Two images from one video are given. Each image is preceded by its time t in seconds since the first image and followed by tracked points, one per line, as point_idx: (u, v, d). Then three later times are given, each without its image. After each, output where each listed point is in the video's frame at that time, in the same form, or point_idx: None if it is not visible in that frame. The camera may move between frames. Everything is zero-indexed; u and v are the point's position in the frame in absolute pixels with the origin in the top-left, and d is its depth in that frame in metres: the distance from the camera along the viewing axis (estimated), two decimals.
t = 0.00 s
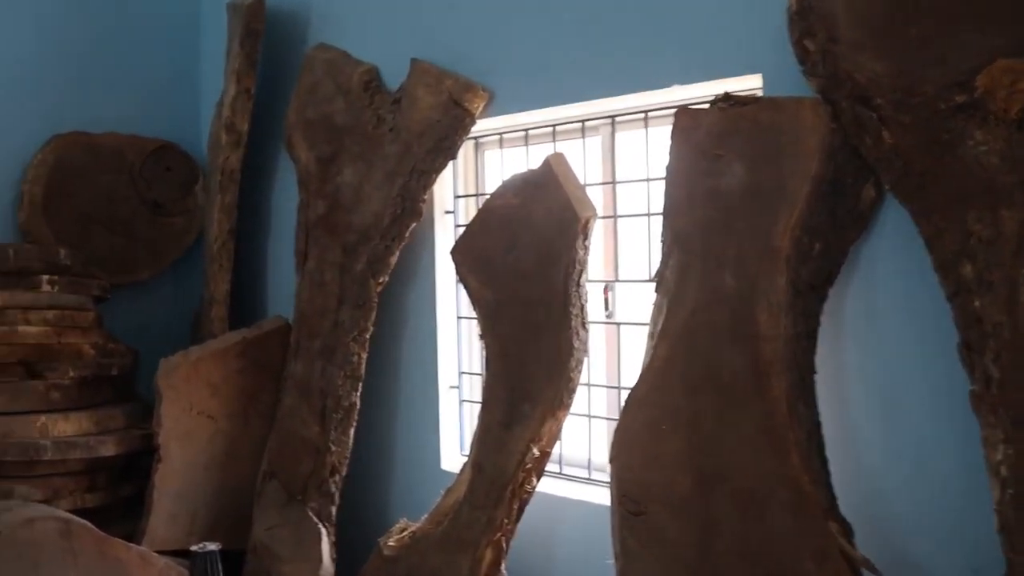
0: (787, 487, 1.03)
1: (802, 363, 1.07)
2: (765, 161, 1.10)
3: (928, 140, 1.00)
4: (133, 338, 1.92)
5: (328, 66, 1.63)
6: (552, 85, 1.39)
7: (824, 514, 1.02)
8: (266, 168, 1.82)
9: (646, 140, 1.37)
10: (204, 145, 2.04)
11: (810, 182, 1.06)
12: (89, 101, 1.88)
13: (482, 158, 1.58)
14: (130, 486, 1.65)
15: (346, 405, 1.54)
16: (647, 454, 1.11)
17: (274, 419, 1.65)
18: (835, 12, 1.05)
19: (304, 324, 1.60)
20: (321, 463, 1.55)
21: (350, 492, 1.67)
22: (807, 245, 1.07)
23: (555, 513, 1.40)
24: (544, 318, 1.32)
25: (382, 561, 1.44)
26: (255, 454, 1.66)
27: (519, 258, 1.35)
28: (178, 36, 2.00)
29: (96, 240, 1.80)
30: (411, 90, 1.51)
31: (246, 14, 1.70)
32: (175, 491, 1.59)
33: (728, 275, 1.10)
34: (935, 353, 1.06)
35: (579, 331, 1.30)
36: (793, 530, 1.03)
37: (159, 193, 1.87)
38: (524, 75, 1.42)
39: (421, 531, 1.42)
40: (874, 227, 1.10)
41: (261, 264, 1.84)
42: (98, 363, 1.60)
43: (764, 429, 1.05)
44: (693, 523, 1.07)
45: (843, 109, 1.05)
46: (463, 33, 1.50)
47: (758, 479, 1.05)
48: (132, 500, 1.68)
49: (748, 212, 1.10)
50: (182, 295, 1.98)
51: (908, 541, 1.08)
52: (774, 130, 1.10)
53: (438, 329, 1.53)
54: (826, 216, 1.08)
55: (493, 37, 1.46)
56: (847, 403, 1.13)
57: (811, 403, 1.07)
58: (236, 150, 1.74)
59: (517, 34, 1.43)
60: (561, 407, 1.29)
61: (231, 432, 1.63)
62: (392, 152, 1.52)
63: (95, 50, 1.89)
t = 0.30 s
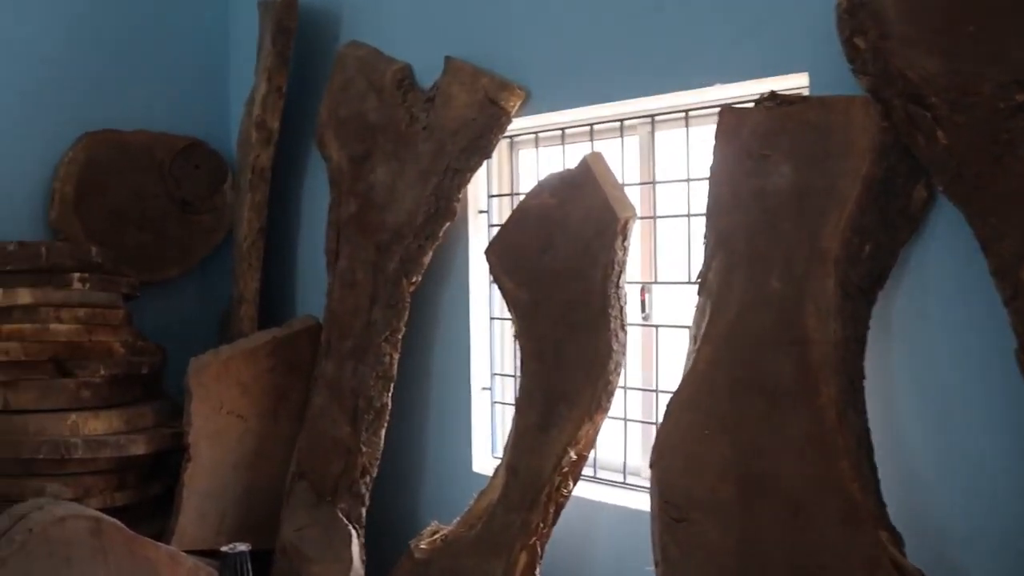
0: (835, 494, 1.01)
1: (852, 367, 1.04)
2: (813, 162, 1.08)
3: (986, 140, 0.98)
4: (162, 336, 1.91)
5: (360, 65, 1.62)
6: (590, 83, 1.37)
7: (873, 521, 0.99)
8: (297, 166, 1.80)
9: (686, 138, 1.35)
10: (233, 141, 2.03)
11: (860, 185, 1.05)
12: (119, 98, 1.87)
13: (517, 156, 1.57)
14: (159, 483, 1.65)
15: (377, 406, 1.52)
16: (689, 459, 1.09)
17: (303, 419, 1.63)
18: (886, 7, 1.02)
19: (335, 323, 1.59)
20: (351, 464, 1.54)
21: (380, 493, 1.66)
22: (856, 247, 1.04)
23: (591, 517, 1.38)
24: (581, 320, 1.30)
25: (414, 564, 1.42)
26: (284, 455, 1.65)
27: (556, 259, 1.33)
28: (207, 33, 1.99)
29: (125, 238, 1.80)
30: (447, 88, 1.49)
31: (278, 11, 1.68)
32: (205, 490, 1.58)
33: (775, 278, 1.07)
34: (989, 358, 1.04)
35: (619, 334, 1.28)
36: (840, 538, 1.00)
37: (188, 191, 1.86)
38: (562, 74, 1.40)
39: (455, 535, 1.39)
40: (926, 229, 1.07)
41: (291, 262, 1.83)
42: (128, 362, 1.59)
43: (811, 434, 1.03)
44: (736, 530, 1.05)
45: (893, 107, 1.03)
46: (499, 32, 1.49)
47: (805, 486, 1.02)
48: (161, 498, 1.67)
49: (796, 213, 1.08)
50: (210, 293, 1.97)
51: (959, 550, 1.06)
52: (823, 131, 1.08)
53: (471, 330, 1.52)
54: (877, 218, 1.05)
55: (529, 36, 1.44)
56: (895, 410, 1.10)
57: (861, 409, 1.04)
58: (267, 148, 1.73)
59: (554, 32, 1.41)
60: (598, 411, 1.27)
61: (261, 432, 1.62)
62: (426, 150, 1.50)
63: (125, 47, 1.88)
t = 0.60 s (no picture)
0: (873, 504, 0.99)
1: (891, 375, 1.02)
2: (853, 164, 1.06)
3: None
4: (177, 333, 1.89)
5: (385, 62, 1.60)
6: (621, 82, 1.35)
7: (912, 531, 0.97)
8: (318, 164, 1.79)
9: (719, 140, 1.33)
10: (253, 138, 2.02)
11: (902, 188, 1.02)
12: (140, 93, 1.86)
13: (543, 156, 1.55)
14: (175, 482, 1.63)
15: (398, 406, 1.50)
16: (722, 466, 1.07)
17: (322, 419, 1.61)
18: (932, 11, 1.01)
19: (355, 322, 1.57)
20: (371, 465, 1.52)
21: (399, 494, 1.65)
22: (897, 253, 1.03)
23: (614, 522, 1.37)
24: (610, 322, 1.28)
25: (433, 567, 1.40)
26: (303, 454, 1.63)
27: (585, 260, 1.32)
28: (228, 29, 1.98)
29: (143, 234, 1.78)
30: (473, 86, 1.48)
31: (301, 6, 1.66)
32: (220, 490, 1.56)
33: (812, 283, 1.05)
34: None
35: (648, 338, 1.26)
36: (878, 548, 0.98)
37: (206, 186, 1.85)
38: (592, 73, 1.38)
39: (476, 538, 1.38)
40: (967, 234, 1.05)
41: (310, 260, 1.82)
42: (146, 359, 1.57)
43: (848, 442, 1.01)
44: (771, 539, 1.03)
45: (939, 112, 1.02)
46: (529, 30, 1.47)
47: (844, 495, 1.00)
48: (173, 497, 1.65)
49: (834, 216, 1.05)
50: (225, 290, 1.96)
51: (1003, 562, 1.03)
52: (864, 133, 1.05)
53: (494, 331, 1.50)
54: (918, 223, 1.03)
55: (559, 34, 1.43)
56: (931, 420, 1.08)
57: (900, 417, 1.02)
58: (288, 144, 1.72)
59: (585, 31, 1.39)
60: (626, 415, 1.25)
61: (279, 432, 1.61)
62: (451, 149, 1.49)
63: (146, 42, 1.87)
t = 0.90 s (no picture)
0: (916, 511, 0.97)
1: (933, 381, 1.00)
2: (892, 166, 1.04)
3: None
4: (196, 335, 1.88)
5: (408, 62, 1.59)
6: (650, 83, 1.33)
7: (956, 539, 0.95)
8: (338, 165, 1.78)
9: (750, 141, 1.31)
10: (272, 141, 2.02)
11: (944, 189, 1.01)
12: (160, 95, 1.85)
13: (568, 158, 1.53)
14: (192, 485, 1.61)
15: (419, 410, 1.48)
16: (756, 472, 1.05)
17: (341, 422, 1.60)
18: (977, 10, 1.00)
19: (376, 325, 1.55)
20: (391, 469, 1.49)
21: (419, 499, 1.63)
22: (939, 255, 1.01)
23: (640, 530, 1.34)
24: (638, 325, 1.26)
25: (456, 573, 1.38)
26: (322, 458, 1.62)
27: (611, 263, 1.30)
28: (248, 31, 1.98)
29: (163, 235, 1.77)
30: (499, 87, 1.47)
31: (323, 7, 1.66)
32: (239, 494, 1.54)
33: (850, 286, 1.04)
34: None
35: (677, 341, 1.24)
36: (921, 557, 0.96)
37: (224, 188, 1.84)
38: (619, 74, 1.37)
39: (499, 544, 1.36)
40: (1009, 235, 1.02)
41: (329, 262, 1.80)
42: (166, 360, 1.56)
43: (890, 449, 0.99)
44: (809, 547, 1.01)
45: (983, 112, 1.00)
46: (554, 31, 1.46)
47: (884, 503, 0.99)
48: (192, 500, 1.64)
49: (873, 218, 1.04)
50: (244, 292, 1.95)
51: None
52: (905, 135, 1.04)
53: (516, 334, 1.48)
54: (959, 224, 1.01)
55: (585, 35, 1.42)
56: (971, 428, 1.06)
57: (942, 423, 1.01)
58: (307, 145, 1.70)
59: (613, 32, 1.38)
60: (655, 419, 1.23)
61: (298, 435, 1.59)
62: (474, 150, 1.47)
63: (167, 44, 1.86)
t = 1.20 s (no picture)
0: (924, 515, 0.99)
1: (937, 386, 1.03)
2: (894, 174, 1.05)
3: None
4: (180, 341, 1.85)
5: (397, 65, 1.57)
6: (648, 88, 1.33)
7: (964, 544, 0.97)
8: (326, 170, 1.76)
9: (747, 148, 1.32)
10: (256, 144, 2.00)
11: (946, 197, 1.02)
12: (143, 97, 1.82)
13: (562, 163, 1.53)
14: (179, 494, 1.58)
15: (413, 416, 1.47)
16: (762, 477, 1.06)
17: (332, 429, 1.58)
18: (975, 19, 1.01)
19: (369, 332, 1.54)
20: (385, 476, 1.48)
21: (412, 505, 1.62)
22: (941, 262, 1.03)
23: (639, 536, 1.34)
24: (636, 331, 1.26)
25: None
26: (313, 465, 1.60)
27: (608, 270, 1.30)
28: (231, 33, 1.95)
29: (148, 239, 1.74)
30: (492, 91, 1.46)
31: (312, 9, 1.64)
32: (230, 502, 1.52)
33: (854, 293, 1.05)
34: None
35: (676, 347, 1.24)
36: (929, 561, 0.98)
37: (209, 192, 1.81)
38: (615, 80, 1.37)
39: (500, 551, 1.35)
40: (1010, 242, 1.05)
41: (317, 268, 1.79)
42: (153, 368, 1.53)
43: (896, 455, 1.01)
44: (817, 552, 1.02)
45: (982, 121, 1.03)
46: (548, 36, 1.46)
47: (889, 508, 1.00)
48: (179, 509, 1.62)
49: (875, 226, 1.05)
50: (228, 297, 1.92)
51: None
52: (904, 143, 1.06)
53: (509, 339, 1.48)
54: (961, 231, 1.04)
55: (581, 40, 1.41)
56: (971, 433, 1.08)
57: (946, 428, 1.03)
58: (295, 148, 1.68)
59: (608, 38, 1.38)
60: (655, 425, 1.23)
61: (289, 442, 1.57)
62: (467, 155, 1.46)
63: (149, 45, 1.83)
